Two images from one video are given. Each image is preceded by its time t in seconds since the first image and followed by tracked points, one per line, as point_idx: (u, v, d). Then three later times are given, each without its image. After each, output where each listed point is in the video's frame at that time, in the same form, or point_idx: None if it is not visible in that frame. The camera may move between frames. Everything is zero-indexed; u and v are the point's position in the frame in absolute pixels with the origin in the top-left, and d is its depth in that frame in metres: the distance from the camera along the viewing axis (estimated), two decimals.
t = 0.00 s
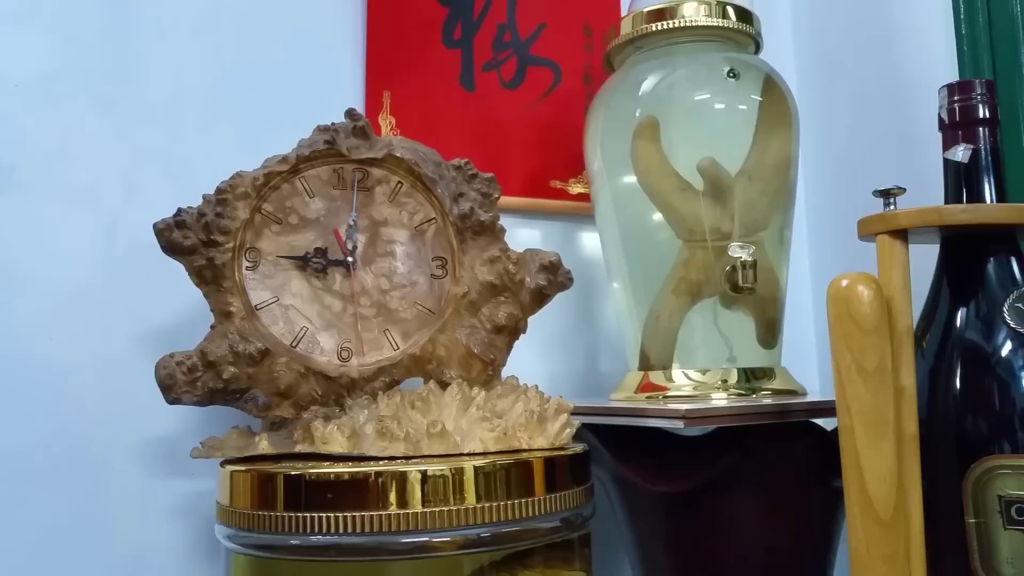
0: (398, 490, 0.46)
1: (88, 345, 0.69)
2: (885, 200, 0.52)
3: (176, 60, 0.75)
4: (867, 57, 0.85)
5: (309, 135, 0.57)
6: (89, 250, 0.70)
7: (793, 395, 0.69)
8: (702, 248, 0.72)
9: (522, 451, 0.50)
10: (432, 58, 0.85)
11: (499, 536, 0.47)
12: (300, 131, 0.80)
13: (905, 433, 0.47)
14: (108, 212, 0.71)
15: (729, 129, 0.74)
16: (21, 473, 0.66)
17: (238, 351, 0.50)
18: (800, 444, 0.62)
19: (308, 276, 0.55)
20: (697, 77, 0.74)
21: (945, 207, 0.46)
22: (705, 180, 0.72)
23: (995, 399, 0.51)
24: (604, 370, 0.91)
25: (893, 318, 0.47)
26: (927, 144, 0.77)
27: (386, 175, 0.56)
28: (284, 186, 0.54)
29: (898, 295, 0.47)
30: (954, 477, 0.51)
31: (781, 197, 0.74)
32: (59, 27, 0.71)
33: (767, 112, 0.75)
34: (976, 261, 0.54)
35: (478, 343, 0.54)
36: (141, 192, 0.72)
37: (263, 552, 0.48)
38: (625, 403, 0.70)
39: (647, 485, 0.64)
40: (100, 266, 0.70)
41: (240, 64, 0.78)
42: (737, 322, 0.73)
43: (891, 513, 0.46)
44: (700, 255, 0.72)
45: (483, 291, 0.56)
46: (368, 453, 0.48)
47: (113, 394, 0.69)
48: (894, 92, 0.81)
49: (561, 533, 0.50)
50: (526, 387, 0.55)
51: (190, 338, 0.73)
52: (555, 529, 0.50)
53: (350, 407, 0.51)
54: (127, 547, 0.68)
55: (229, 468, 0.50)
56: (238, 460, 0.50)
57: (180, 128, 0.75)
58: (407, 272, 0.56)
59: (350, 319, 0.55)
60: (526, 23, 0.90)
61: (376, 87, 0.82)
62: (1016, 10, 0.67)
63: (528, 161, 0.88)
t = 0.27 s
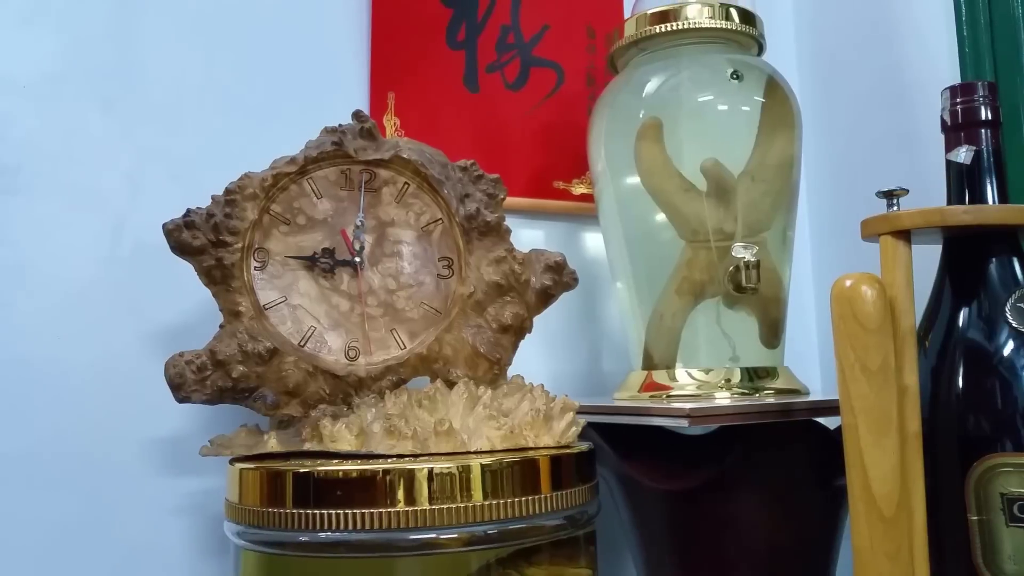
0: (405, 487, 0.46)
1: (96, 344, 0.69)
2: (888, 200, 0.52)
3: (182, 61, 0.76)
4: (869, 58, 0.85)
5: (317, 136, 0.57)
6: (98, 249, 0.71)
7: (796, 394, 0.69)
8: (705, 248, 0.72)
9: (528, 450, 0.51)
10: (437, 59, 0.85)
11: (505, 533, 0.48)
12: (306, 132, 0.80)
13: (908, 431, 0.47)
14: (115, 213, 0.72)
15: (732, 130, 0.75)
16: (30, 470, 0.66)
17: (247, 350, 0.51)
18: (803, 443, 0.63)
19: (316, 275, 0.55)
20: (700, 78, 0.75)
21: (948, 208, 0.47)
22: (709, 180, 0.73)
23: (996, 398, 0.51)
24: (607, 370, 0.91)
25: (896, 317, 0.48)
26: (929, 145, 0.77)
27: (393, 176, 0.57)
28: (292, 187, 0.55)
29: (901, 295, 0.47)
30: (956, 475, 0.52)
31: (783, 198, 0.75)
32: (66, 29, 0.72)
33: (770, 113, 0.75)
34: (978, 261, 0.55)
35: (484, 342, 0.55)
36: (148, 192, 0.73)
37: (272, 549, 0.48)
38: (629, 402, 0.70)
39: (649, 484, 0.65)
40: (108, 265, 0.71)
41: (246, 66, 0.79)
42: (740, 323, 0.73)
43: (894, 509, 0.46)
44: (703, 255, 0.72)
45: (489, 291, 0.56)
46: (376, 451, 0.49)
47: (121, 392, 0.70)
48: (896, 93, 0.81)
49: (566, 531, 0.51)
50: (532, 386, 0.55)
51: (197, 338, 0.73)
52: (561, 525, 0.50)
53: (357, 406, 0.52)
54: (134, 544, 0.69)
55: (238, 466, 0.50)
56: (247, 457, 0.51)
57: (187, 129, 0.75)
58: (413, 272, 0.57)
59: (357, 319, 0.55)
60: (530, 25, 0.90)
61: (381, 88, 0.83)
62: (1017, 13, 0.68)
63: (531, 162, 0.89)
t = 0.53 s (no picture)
0: (462, 485, 0.46)
1: (135, 343, 0.69)
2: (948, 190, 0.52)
3: (217, 58, 0.75)
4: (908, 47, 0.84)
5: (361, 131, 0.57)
6: (137, 247, 0.70)
7: (846, 390, 0.68)
8: (747, 242, 0.71)
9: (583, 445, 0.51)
10: (465, 55, 0.84)
11: (562, 531, 0.48)
12: (341, 128, 0.80)
13: (978, 427, 0.46)
14: (155, 210, 0.71)
15: (772, 121, 0.75)
16: (70, 470, 0.66)
17: (300, 346, 0.50)
18: (853, 439, 0.62)
19: (363, 271, 0.55)
20: (738, 70, 0.75)
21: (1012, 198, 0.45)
22: (750, 172, 0.72)
23: None
24: (643, 366, 0.90)
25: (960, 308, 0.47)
26: (972, 134, 0.76)
27: (436, 171, 0.57)
28: (337, 182, 0.55)
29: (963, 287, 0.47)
30: None
31: (824, 190, 0.74)
32: (103, 26, 0.72)
33: (809, 104, 0.74)
34: None
35: (530, 336, 0.55)
36: (186, 190, 0.73)
37: (333, 545, 0.49)
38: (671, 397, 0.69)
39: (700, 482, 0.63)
40: (148, 263, 0.70)
41: (280, 63, 0.78)
42: (785, 317, 0.73)
43: (969, 509, 0.45)
44: (746, 249, 0.71)
45: (536, 285, 0.55)
46: (433, 447, 0.49)
47: (161, 391, 0.69)
48: (937, 82, 0.80)
49: (619, 528, 0.51)
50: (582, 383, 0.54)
51: (237, 335, 0.73)
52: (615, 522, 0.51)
53: (408, 401, 0.52)
54: (175, 544, 0.68)
55: (293, 463, 0.50)
56: (303, 453, 0.52)
57: (223, 125, 0.75)
58: (458, 267, 0.56)
59: (403, 313, 0.55)
60: (558, 18, 0.89)
61: (411, 84, 0.82)
62: None
63: (561, 157, 0.87)
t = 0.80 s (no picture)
0: (557, 496, 0.44)
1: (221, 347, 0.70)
2: None
3: (295, 65, 0.76)
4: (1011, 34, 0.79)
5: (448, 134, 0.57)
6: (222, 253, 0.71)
7: (945, 396, 0.65)
8: (840, 242, 0.68)
9: (681, 456, 0.49)
10: (541, 55, 0.82)
11: (660, 545, 0.46)
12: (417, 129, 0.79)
13: None
14: (238, 216, 0.72)
15: (866, 116, 0.72)
16: (161, 472, 0.67)
17: (390, 352, 0.50)
18: (964, 451, 0.58)
19: (451, 275, 0.54)
20: (830, 64, 0.72)
21: None
22: (844, 169, 0.69)
23: None
24: (721, 368, 0.85)
25: None
26: None
27: (525, 173, 0.56)
28: (426, 186, 0.55)
29: None
30: None
31: (922, 186, 0.70)
32: (185, 36, 0.73)
33: (905, 97, 0.71)
34: None
35: (622, 343, 0.53)
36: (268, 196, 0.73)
37: (420, 553, 0.48)
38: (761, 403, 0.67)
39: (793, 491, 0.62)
40: (232, 269, 0.71)
41: (357, 66, 0.78)
42: (881, 321, 0.69)
43: None
44: (839, 249, 0.68)
45: (627, 289, 0.54)
46: (526, 456, 0.47)
47: (247, 394, 0.70)
48: None
49: (721, 543, 0.49)
50: (676, 390, 0.53)
51: (317, 338, 0.73)
52: (717, 536, 0.48)
53: (498, 409, 0.51)
54: (260, 547, 0.69)
55: (383, 470, 0.49)
56: (391, 460, 0.51)
57: (302, 131, 0.75)
58: (546, 271, 0.55)
59: (492, 319, 0.54)
60: (634, 14, 0.86)
61: (487, 85, 0.81)
62: None
63: (639, 157, 0.84)
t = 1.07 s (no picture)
0: (580, 489, 0.45)
1: (249, 344, 0.71)
2: None
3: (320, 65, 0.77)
4: None
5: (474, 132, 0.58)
6: (250, 251, 0.72)
7: (971, 393, 0.64)
8: (865, 238, 0.68)
9: (706, 451, 0.49)
10: (566, 53, 0.82)
11: (685, 540, 0.46)
12: (439, 128, 0.80)
13: None
14: (265, 215, 0.73)
15: (892, 113, 0.71)
16: (190, 466, 0.69)
17: (416, 347, 0.51)
18: (994, 450, 0.58)
19: (477, 272, 0.55)
20: (855, 60, 0.71)
21: None
22: (870, 165, 0.68)
23: None
24: (745, 367, 0.84)
25: None
26: None
27: (551, 170, 0.56)
28: (452, 184, 0.55)
29: None
30: None
31: (950, 182, 0.70)
32: (212, 37, 0.74)
33: (931, 92, 0.70)
34: None
35: (648, 340, 0.53)
36: (293, 194, 0.74)
37: (447, 547, 0.48)
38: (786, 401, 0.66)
39: (819, 489, 0.61)
40: (259, 267, 0.72)
41: (381, 66, 0.79)
42: (907, 318, 0.69)
43: None
44: (864, 245, 0.68)
45: (653, 286, 0.54)
46: (551, 451, 0.48)
47: (274, 390, 0.71)
48: None
49: (747, 539, 0.48)
50: (701, 386, 0.53)
51: (343, 335, 0.74)
52: (743, 532, 0.48)
53: (522, 404, 0.51)
54: (287, 541, 0.70)
55: (409, 464, 0.50)
56: (416, 455, 0.51)
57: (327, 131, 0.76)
58: (571, 268, 0.55)
59: (518, 315, 0.54)
60: (659, 10, 0.86)
61: (511, 83, 0.81)
62: None
63: (663, 154, 0.84)
